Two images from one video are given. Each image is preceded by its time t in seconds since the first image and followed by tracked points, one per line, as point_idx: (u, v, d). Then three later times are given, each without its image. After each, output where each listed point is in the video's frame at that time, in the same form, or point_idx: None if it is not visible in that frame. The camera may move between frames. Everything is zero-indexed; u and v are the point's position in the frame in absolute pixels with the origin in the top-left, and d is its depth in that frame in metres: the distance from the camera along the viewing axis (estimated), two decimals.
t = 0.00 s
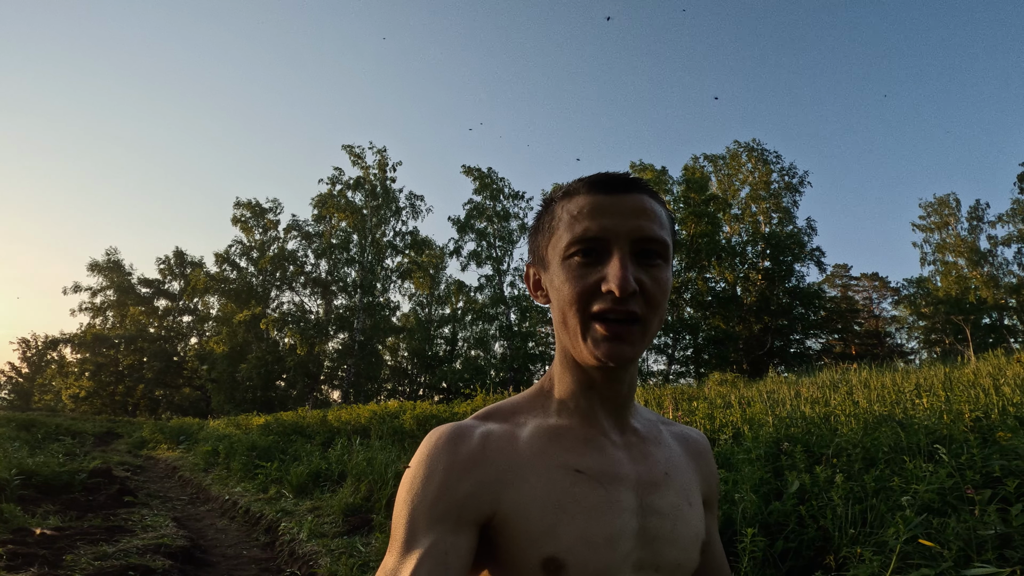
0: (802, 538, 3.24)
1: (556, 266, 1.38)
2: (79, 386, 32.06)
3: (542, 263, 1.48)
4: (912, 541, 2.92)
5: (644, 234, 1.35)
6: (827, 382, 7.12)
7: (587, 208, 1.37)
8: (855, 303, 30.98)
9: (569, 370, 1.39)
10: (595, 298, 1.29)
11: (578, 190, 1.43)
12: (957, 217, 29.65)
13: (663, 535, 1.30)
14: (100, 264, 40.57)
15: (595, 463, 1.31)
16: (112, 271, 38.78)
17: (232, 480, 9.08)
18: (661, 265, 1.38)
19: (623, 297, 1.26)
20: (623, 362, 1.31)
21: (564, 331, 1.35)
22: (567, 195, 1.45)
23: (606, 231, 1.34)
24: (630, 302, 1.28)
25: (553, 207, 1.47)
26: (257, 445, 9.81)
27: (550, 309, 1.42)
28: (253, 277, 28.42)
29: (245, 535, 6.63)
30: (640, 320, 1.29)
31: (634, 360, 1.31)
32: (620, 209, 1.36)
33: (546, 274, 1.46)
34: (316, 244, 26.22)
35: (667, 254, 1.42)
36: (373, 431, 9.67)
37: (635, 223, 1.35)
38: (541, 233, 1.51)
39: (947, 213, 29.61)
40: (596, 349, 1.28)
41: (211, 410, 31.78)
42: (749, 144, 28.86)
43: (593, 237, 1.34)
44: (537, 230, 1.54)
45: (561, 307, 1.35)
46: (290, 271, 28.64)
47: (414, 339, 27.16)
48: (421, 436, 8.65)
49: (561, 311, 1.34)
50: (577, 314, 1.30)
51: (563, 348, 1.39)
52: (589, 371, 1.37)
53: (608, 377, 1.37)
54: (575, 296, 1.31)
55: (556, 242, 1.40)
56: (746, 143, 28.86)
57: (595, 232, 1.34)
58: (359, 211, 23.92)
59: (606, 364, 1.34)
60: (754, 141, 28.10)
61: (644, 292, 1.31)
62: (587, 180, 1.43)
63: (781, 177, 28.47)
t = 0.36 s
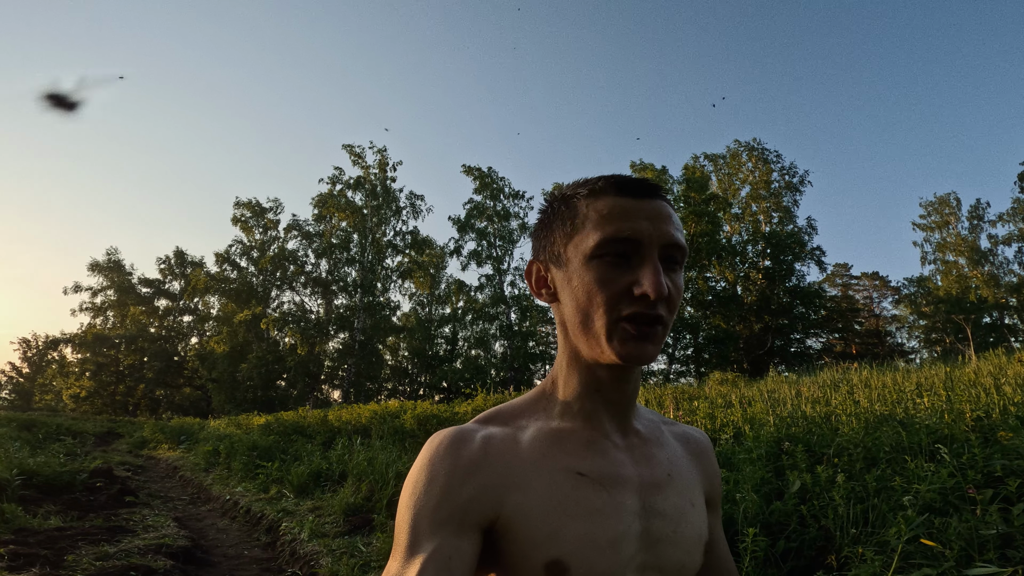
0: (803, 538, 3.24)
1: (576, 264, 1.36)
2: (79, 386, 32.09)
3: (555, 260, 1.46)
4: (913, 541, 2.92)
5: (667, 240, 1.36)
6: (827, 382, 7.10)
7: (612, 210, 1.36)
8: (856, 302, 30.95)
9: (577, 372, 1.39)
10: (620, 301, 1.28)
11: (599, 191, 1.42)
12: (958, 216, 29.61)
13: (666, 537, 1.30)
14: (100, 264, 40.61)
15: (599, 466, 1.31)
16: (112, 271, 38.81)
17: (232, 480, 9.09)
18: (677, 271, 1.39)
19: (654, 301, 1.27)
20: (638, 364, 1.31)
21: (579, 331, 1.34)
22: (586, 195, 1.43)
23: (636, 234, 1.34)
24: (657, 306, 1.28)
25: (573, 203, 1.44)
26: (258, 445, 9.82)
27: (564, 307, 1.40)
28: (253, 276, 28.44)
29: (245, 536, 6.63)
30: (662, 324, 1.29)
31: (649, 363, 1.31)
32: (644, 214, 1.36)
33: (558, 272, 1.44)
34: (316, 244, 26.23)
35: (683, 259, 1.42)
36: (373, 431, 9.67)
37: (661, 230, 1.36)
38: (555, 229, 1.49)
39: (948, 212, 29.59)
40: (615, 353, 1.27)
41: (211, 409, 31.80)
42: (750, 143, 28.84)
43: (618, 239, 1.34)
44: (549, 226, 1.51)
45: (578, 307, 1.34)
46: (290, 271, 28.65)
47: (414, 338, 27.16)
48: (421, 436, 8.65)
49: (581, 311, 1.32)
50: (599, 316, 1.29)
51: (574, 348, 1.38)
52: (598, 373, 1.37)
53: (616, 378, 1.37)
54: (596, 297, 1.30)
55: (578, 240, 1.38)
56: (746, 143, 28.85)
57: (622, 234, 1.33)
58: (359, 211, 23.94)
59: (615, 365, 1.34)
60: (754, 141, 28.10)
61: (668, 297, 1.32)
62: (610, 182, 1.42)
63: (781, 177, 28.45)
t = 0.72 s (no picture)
0: (801, 539, 3.25)
1: (597, 272, 1.35)
2: (79, 386, 32.11)
3: (570, 264, 1.45)
4: (911, 542, 2.92)
5: (695, 262, 1.37)
6: (826, 381, 7.10)
7: (643, 224, 1.36)
8: (856, 302, 30.95)
9: (579, 379, 1.38)
10: (640, 313, 1.28)
11: (632, 202, 1.41)
12: (958, 216, 29.61)
13: (655, 543, 1.30)
14: (100, 264, 40.62)
15: (593, 473, 1.32)
16: (112, 271, 38.83)
17: (232, 481, 9.10)
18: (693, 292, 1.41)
19: (677, 318, 1.28)
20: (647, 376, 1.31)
21: (589, 338, 1.34)
22: (618, 202, 1.42)
23: (664, 249, 1.33)
24: (678, 322, 1.29)
25: (599, 211, 1.43)
26: (257, 446, 9.83)
27: (575, 312, 1.40)
28: (253, 277, 28.46)
29: (245, 536, 6.63)
30: (678, 342, 1.31)
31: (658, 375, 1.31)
32: (673, 231, 1.36)
33: (576, 275, 1.42)
34: (316, 244, 26.22)
35: (700, 277, 1.43)
36: (373, 431, 9.68)
37: (688, 249, 1.37)
38: (572, 233, 1.47)
39: (947, 212, 29.59)
40: (627, 364, 1.27)
41: (211, 410, 31.81)
42: (750, 143, 28.85)
43: (649, 254, 1.33)
44: (570, 226, 1.49)
45: (592, 315, 1.33)
46: (290, 271, 28.65)
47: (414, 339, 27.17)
48: (421, 436, 8.66)
49: (601, 319, 1.31)
50: (621, 327, 1.28)
51: (579, 353, 1.38)
52: (600, 379, 1.37)
53: (617, 388, 1.38)
54: (620, 307, 1.29)
55: (601, 248, 1.37)
56: (746, 143, 28.85)
57: (652, 249, 1.33)
58: (359, 211, 23.94)
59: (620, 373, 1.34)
60: (754, 141, 28.08)
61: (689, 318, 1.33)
62: (642, 194, 1.42)
63: (781, 177, 28.45)
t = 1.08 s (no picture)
0: (800, 539, 3.24)
1: (583, 267, 1.35)
2: (80, 386, 32.14)
3: (558, 261, 1.44)
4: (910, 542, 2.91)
5: (674, 251, 1.36)
6: (827, 381, 7.10)
7: (622, 216, 1.36)
8: (856, 302, 30.96)
9: (572, 377, 1.39)
10: (625, 307, 1.28)
11: (611, 196, 1.41)
12: (958, 215, 29.58)
13: (654, 544, 1.30)
14: (100, 264, 40.66)
15: (590, 472, 1.31)
16: (112, 271, 38.86)
17: (232, 480, 9.10)
18: (681, 284, 1.39)
19: (660, 308, 1.27)
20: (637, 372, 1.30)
21: (579, 336, 1.33)
22: (598, 196, 1.42)
23: (645, 242, 1.33)
24: (662, 314, 1.28)
25: (582, 205, 1.43)
26: (257, 445, 9.83)
27: (565, 310, 1.39)
28: (253, 277, 28.48)
29: (245, 536, 6.63)
30: (664, 335, 1.30)
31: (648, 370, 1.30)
32: (654, 223, 1.36)
33: (563, 272, 1.42)
34: (316, 244, 26.23)
35: (687, 269, 1.42)
36: (373, 431, 9.68)
37: (671, 240, 1.36)
38: (559, 228, 1.47)
39: (948, 211, 29.59)
40: (615, 361, 1.27)
41: (211, 410, 31.84)
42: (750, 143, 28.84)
43: (629, 246, 1.33)
44: (555, 225, 1.49)
45: (580, 312, 1.33)
46: (290, 271, 28.66)
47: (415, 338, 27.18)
48: (421, 436, 8.66)
49: (586, 315, 1.31)
50: (607, 322, 1.27)
51: (572, 351, 1.38)
52: (594, 377, 1.37)
53: (610, 385, 1.38)
54: (602, 301, 1.29)
55: (585, 243, 1.37)
56: (746, 142, 28.84)
57: (634, 242, 1.32)
58: (359, 211, 23.94)
59: (613, 370, 1.34)
60: (754, 140, 28.10)
61: (674, 308, 1.32)
62: (623, 187, 1.41)
63: (781, 176, 28.46)
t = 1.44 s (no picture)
0: (800, 537, 3.25)
1: (586, 260, 1.35)
2: (79, 386, 32.13)
3: (562, 254, 1.44)
4: (910, 540, 2.92)
5: (677, 243, 1.36)
6: (828, 380, 7.11)
7: (625, 208, 1.36)
8: (856, 302, 30.97)
9: (574, 370, 1.39)
10: (628, 300, 1.28)
11: (614, 189, 1.41)
12: (958, 215, 29.58)
13: (657, 536, 1.30)
14: (100, 264, 40.68)
15: (593, 464, 1.32)
16: (112, 271, 38.89)
17: (232, 480, 9.09)
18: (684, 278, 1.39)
19: (663, 302, 1.27)
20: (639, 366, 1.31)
21: (582, 329, 1.34)
22: (602, 190, 1.42)
23: (649, 234, 1.33)
24: (664, 308, 1.28)
25: (587, 198, 1.43)
26: (257, 445, 9.83)
27: (567, 303, 1.40)
28: (253, 276, 28.47)
29: (245, 535, 6.63)
30: (667, 328, 1.30)
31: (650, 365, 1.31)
32: (659, 215, 1.36)
33: (566, 266, 1.42)
34: (316, 244, 26.24)
35: (690, 263, 1.42)
36: (373, 430, 9.67)
37: (675, 233, 1.37)
38: (563, 222, 1.47)
39: (947, 211, 29.62)
40: (619, 354, 1.28)
41: (211, 410, 31.85)
42: (749, 143, 28.85)
43: (632, 238, 1.33)
44: (558, 219, 1.49)
45: (583, 305, 1.33)
46: (290, 271, 28.64)
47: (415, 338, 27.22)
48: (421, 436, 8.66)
49: (589, 307, 1.32)
50: (609, 314, 1.28)
51: (575, 345, 1.38)
52: (597, 371, 1.38)
53: (613, 378, 1.38)
54: (605, 294, 1.29)
55: (589, 235, 1.37)
56: (746, 142, 28.86)
57: (637, 234, 1.33)
58: (359, 211, 23.94)
59: (616, 364, 1.35)
60: (754, 140, 28.13)
61: (676, 301, 1.32)
62: (625, 180, 1.42)
63: (780, 176, 28.47)
